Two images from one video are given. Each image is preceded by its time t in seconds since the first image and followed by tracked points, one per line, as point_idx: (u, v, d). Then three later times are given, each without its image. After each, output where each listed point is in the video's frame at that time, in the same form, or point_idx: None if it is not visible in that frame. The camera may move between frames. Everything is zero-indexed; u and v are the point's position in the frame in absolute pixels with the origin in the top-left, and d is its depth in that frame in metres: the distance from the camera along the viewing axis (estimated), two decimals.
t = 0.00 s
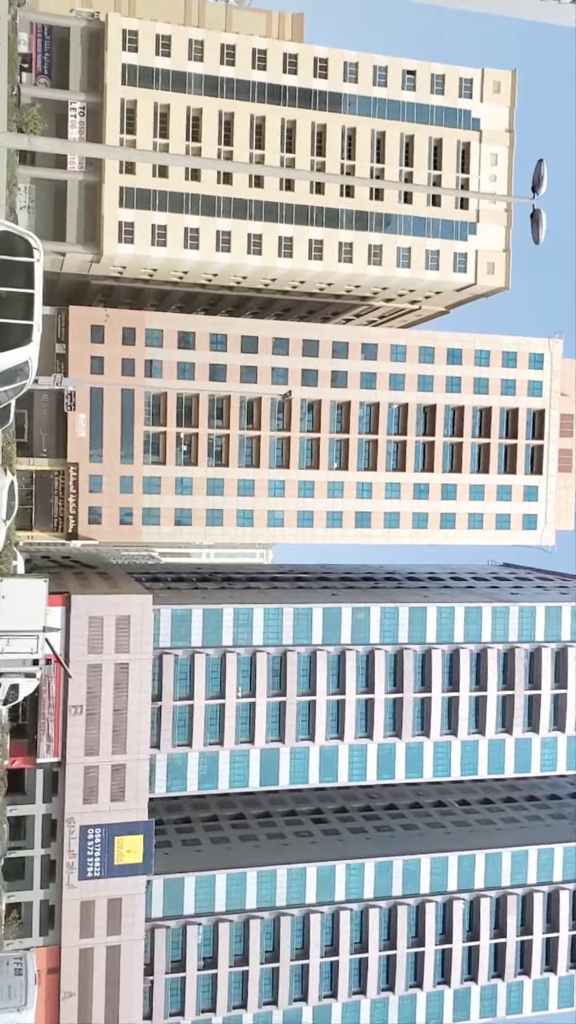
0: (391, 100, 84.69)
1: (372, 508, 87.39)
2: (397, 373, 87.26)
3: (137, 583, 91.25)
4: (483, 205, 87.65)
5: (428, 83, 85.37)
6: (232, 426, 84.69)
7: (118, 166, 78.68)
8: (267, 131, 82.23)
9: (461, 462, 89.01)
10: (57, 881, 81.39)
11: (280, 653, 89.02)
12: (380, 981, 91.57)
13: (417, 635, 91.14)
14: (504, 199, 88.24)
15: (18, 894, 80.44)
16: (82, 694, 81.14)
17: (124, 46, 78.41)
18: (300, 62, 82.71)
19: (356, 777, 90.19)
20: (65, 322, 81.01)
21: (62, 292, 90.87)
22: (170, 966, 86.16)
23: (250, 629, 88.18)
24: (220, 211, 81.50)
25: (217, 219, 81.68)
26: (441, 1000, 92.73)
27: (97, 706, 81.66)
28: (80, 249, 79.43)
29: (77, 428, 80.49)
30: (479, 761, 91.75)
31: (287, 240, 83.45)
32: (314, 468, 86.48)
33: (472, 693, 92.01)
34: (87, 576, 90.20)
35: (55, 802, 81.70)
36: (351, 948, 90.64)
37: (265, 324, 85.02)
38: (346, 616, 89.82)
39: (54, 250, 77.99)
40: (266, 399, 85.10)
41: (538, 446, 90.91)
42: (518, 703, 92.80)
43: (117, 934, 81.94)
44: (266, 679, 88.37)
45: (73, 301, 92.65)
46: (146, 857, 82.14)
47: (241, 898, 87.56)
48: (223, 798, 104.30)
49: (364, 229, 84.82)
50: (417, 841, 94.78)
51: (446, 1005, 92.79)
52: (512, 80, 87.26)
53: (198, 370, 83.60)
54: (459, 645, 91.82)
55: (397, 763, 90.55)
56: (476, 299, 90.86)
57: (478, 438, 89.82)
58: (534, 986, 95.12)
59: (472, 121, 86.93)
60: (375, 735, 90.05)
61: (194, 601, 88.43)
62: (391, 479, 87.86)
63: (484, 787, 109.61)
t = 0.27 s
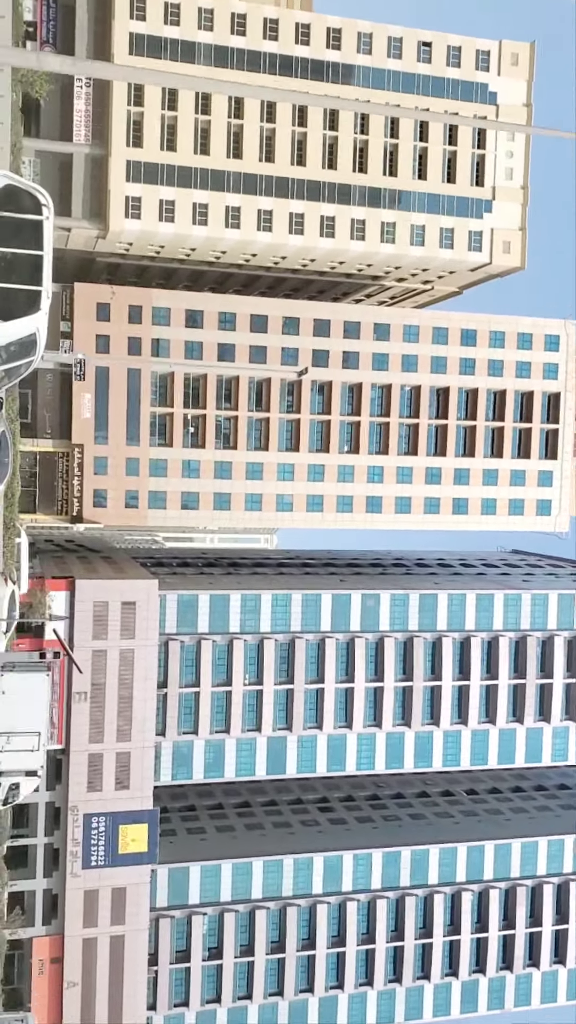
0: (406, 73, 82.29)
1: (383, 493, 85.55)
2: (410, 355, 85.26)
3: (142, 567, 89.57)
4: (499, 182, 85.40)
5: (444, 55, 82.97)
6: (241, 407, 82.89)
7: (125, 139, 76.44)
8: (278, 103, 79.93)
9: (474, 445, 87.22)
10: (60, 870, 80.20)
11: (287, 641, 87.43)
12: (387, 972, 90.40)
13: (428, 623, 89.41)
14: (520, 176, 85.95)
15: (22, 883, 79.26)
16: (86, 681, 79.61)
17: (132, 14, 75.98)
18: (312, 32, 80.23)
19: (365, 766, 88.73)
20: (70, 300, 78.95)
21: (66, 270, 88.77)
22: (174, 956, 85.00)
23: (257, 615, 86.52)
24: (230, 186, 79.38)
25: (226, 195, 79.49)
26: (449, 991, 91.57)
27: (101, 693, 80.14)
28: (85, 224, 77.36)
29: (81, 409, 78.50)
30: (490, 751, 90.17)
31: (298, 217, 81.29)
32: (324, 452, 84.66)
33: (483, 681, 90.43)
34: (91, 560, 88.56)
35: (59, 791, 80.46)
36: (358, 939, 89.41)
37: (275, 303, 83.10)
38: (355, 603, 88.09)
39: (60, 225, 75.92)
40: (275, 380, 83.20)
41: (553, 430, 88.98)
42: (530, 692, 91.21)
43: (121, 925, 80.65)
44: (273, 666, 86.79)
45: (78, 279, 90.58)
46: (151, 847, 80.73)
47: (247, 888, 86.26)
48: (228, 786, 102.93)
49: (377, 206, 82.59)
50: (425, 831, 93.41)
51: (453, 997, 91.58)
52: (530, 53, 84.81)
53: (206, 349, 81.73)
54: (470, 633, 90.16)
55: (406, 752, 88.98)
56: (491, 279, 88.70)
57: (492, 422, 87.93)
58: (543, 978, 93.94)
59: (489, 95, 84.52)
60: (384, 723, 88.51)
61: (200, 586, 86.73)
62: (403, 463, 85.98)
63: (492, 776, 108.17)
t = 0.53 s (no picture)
0: (421, 38, 79.75)
1: (394, 473, 83.78)
2: (422, 330, 83.40)
3: (147, 546, 87.92)
4: (516, 152, 83.07)
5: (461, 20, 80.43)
6: (248, 383, 81.06)
7: (131, 105, 74.01)
8: (289, 69, 77.47)
9: (488, 424, 85.41)
10: (63, 853, 78.75)
11: (295, 622, 85.87)
12: (393, 957, 89.51)
13: (438, 605, 87.88)
14: (537, 146, 83.60)
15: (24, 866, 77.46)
16: (89, 661, 78.07)
17: None
18: None
19: (372, 750, 87.41)
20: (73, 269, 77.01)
21: (69, 241, 86.54)
22: (178, 940, 83.99)
23: (264, 596, 84.91)
24: (239, 155, 77.06)
25: (234, 163, 77.15)
26: (456, 977, 90.65)
27: (105, 674, 78.64)
28: (90, 193, 75.14)
29: (86, 383, 76.52)
30: (499, 735, 88.91)
31: (309, 187, 79.01)
32: (334, 430, 82.86)
33: (493, 664, 88.99)
34: (94, 539, 86.88)
35: (62, 773, 78.78)
36: (364, 923, 88.47)
37: (284, 276, 81.27)
38: (364, 585, 86.47)
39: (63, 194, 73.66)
40: (284, 355, 81.31)
41: (568, 409, 87.12)
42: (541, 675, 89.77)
43: (125, 909, 79.56)
44: (280, 648, 85.32)
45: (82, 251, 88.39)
46: (155, 829, 79.50)
47: (252, 871, 85.17)
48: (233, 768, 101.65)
49: (390, 176, 80.26)
50: (432, 815, 92.23)
51: (460, 982, 90.67)
52: (549, 19, 82.22)
53: (213, 323, 79.95)
54: (481, 616, 88.59)
55: (415, 736, 87.66)
56: (505, 253, 86.51)
57: (506, 400, 86.08)
58: (550, 964, 93.09)
59: (506, 62, 82.01)
60: (392, 706, 87.19)
61: (206, 566, 85.07)
62: (414, 442, 84.22)
63: (500, 760, 106.99)
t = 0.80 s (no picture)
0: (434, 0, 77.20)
1: (403, 450, 82.14)
2: (433, 303, 82.03)
3: (151, 524, 86.25)
4: (531, 120, 80.69)
5: None
6: (254, 357, 79.32)
7: (134, 68, 71.56)
8: (298, 32, 75.00)
9: (499, 400, 83.80)
10: (66, 836, 77.58)
11: (301, 603, 84.40)
12: (400, 940, 88.59)
13: (447, 585, 86.31)
14: (553, 113, 81.20)
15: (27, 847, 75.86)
16: (93, 642, 76.55)
17: None
18: None
19: (379, 731, 86.18)
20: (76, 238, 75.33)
21: (71, 211, 84.38)
22: (183, 923, 83.02)
23: (270, 576, 83.27)
24: (246, 121, 74.62)
25: (241, 130, 74.77)
26: (463, 960, 89.81)
27: (109, 654, 77.08)
28: (92, 160, 72.89)
29: (87, 356, 74.91)
30: (508, 716, 87.63)
31: (317, 155, 76.73)
32: (342, 405, 81.36)
33: (503, 645, 87.53)
34: (97, 517, 85.24)
35: (65, 753, 77.46)
36: (371, 906, 87.44)
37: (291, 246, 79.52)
38: (372, 564, 84.85)
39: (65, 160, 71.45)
40: (292, 328, 79.62)
41: None
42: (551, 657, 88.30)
43: (129, 891, 78.53)
44: (286, 628, 83.87)
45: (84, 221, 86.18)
46: (160, 811, 78.43)
47: (257, 854, 84.16)
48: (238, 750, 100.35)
49: (401, 144, 77.93)
50: (440, 797, 91.05)
51: (467, 966, 89.82)
52: None
53: (219, 295, 78.35)
54: (490, 596, 87.07)
55: (422, 717, 86.51)
56: (518, 224, 84.32)
57: (518, 375, 84.37)
58: (558, 947, 92.24)
59: (522, 25, 79.54)
60: (400, 688, 85.76)
61: (211, 545, 83.45)
62: (424, 418, 82.50)
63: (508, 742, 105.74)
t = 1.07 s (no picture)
0: None
1: (411, 419, 81.50)
2: (442, 268, 81.09)
3: (152, 495, 84.65)
4: (544, 78, 78.22)
5: None
6: (259, 322, 77.90)
7: (134, 21, 68.93)
8: None
9: (509, 368, 83.00)
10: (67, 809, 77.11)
11: (306, 575, 82.99)
12: (404, 915, 88.03)
13: (454, 558, 84.92)
14: (567, 71, 78.71)
15: (27, 822, 75.81)
16: (94, 614, 75.16)
17: None
18: None
19: (384, 706, 85.04)
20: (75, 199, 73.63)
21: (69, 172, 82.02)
22: (185, 898, 82.34)
23: (275, 548, 81.67)
24: (250, 78, 72.09)
25: (245, 87, 72.24)
26: (467, 934, 89.31)
27: (110, 627, 75.67)
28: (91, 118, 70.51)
29: (87, 321, 74.04)
30: (515, 690, 86.56)
31: (324, 114, 74.30)
32: (349, 373, 80.41)
33: (510, 619, 86.26)
34: (97, 488, 83.58)
35: (66, 728, 76.72)
36: (375, 880, 86.82)
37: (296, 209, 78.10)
38: (378, 537, 83.29)
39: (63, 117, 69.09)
40: (297, 292, 78.47)
41: None
42: (559, 630, 87.06)
43: (131, 865, 77.65)
44: (290, 601, 82.53)
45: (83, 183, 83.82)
46: (163, 786, 77.23)
47: (261, 828, 83.41)
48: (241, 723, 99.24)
49: (410, 102, 75.50)
50: (445, 771, 90.20)
51: (472, 940, 89.34)
52: None
53: (222, 259, 76.93)
54: (498, 569, 85.72)
55: (428, 691, 85.18)
56: (530, 187, 82.12)
57: (528, 343, 83.33)
58: (563, 921, 91.77)
59: None
60: (405, 661, 84.57)
61: (214, 516, 81.75)
62: (433, 387, 81.72)
63: (512, 715, 104.81)
